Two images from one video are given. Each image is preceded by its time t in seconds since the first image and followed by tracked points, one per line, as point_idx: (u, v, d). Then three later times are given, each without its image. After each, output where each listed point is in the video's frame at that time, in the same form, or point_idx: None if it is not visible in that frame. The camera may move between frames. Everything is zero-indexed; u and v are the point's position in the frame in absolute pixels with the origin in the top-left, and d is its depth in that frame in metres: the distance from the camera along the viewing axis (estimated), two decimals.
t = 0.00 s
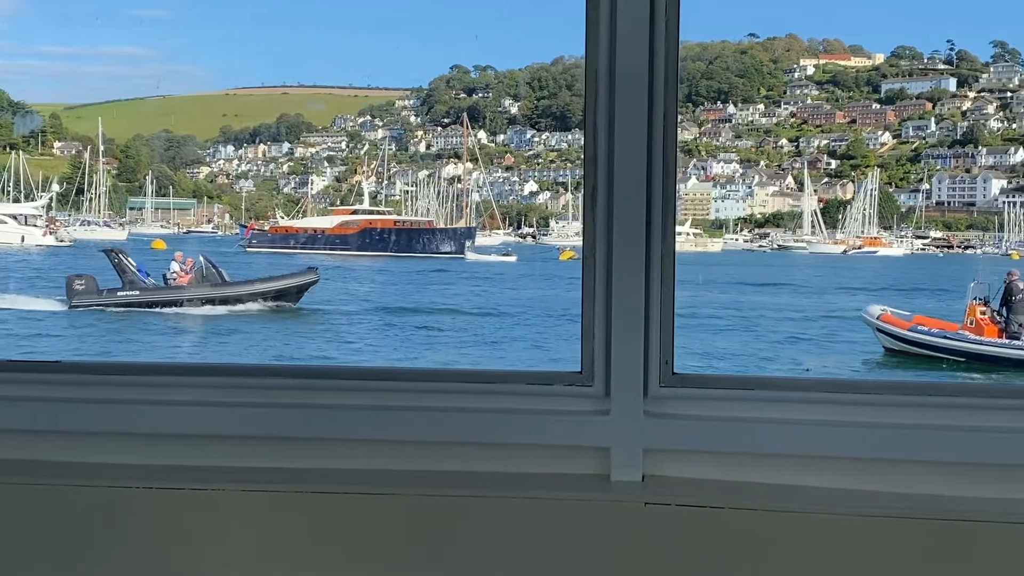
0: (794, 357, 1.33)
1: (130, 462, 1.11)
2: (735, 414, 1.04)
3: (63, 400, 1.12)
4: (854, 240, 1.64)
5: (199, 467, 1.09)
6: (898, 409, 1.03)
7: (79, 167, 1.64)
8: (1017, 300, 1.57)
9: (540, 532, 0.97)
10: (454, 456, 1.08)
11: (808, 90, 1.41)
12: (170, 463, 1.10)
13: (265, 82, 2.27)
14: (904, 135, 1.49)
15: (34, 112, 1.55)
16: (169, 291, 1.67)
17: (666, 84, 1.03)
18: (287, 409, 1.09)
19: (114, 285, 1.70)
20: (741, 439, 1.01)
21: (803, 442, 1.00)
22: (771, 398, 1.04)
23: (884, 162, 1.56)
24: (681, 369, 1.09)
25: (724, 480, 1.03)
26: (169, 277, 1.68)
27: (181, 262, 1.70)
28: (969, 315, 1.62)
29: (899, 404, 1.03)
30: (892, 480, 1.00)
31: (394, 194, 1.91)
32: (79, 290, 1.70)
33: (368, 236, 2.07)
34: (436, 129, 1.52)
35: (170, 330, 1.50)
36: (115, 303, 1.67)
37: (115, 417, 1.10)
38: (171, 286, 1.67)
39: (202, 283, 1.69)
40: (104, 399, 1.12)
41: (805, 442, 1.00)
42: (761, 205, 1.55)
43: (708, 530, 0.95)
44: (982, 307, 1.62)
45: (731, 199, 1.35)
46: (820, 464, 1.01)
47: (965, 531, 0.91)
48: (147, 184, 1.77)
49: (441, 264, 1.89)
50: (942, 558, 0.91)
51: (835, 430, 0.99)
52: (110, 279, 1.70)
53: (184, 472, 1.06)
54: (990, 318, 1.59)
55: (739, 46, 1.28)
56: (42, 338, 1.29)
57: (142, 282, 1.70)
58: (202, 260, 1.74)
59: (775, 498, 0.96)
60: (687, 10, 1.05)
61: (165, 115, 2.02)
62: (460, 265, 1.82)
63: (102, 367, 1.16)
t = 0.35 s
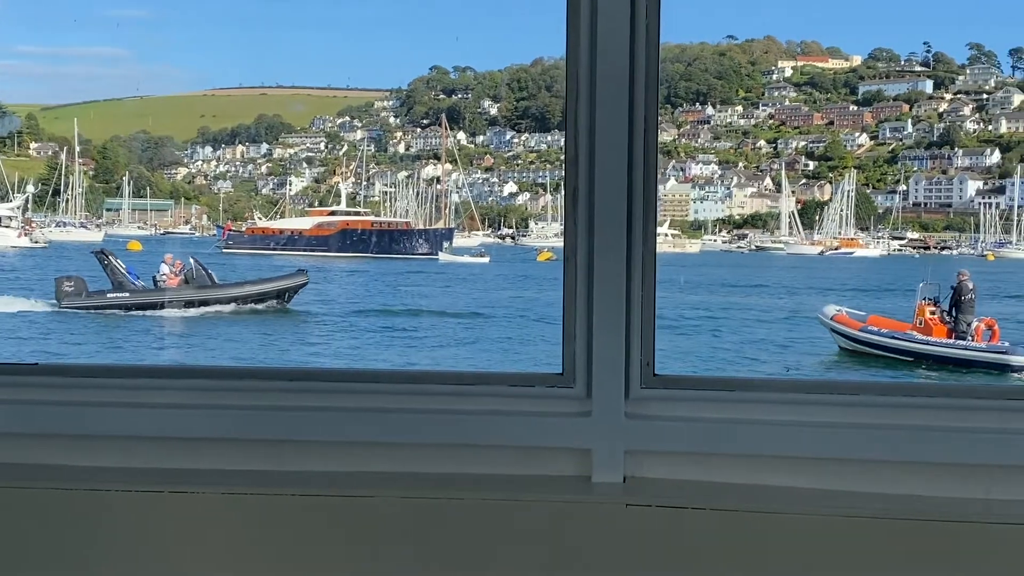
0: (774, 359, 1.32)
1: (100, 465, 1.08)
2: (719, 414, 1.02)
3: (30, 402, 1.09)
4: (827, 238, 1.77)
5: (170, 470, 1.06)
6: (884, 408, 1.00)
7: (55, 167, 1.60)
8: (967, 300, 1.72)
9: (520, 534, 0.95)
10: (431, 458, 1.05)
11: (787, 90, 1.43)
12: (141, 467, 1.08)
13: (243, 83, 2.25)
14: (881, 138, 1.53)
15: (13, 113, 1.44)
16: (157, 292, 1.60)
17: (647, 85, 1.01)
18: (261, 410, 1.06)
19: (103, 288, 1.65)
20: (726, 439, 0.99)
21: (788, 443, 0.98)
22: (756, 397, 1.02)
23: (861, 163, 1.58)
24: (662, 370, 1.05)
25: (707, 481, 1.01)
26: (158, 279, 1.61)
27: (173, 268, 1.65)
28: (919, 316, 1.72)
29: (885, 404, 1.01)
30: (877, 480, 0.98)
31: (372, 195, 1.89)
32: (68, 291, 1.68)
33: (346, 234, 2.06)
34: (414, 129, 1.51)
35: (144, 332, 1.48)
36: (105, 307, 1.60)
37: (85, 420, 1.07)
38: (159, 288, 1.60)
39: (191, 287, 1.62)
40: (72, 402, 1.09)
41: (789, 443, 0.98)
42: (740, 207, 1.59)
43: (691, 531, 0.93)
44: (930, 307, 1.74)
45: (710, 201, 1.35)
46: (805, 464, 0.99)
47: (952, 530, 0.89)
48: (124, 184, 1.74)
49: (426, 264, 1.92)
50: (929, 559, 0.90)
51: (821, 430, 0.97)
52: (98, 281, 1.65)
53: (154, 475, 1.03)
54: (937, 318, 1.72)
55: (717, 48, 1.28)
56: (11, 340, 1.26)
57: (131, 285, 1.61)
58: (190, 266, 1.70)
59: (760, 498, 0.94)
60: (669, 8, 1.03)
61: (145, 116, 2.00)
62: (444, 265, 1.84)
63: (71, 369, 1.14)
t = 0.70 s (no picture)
0: (753, 360, 1.33)
1: (78, 468, 1.08)
2: (698, 414, 1.02)
3: (6, 405, 1.08)
4: (809, 244, 1.80)
5: (149, 472, 1.06)
6: (863, 408, 1.01)
7: (32, 168, 1.65)
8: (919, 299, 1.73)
9: (501, 536, 0.95)
10: (412, 458, 1.05)
11: (764, 91, 1.44)
12: (120, 468, 1.07)
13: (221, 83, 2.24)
14: (859, 139, 1.54)
15: None
16: (149, 293, 1.68)
17: (626, 87, 1.01)
18: (239, 412, 1.05)
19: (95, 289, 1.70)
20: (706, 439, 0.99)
21: (769, 444, 0.98)
22: (736, 398, 1.02)
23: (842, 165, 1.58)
24: (642, 370, 1.06)
25: (686, 481, 1.01)
26: (148, 280, 1.70)
27: (159, 267, 1.75)
28: (873, 315, 1.76)
29: (865, 404, 1.01)
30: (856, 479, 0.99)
31: (352, 197, 1.88)
32: (54, 294, 1.67)
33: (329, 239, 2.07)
34: (394, 131, 1.50)
35: (123, 334, 1.47)
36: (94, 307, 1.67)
37: (61, 422, 1.06)
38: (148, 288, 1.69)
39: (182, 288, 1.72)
40: (50, 404, 1.08)
41: (770, 444, 0.98)
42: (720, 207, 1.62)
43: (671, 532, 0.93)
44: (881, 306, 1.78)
45: (689, 202, 1.35)
46: (783, 465, 1.00)
47: (930, 530, 0.90)
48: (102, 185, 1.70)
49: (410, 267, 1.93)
50: (905, 559, 0.90)
51: (801, 431, 0.97)
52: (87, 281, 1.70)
53: (132, 478, 1.02)
54: (891, 318, 1.75)
55: (697, 49, 1.28)
56: None
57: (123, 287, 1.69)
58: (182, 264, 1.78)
59: (740, 499, 0.95)
60: (649, 11, 1.03)
61: (123, 116, 1.86)
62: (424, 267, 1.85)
63: (48, 371, 1.13)
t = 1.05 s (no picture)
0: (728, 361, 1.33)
1: (53, 471, 1.06)
2: (678, 415, 1.02)
3: None
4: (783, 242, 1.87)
5: (125, 475, 1.05)
6: (841, 409, 1.01)
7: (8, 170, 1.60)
8: (866, 300, 1.89)
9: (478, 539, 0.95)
10: (391, 460, 1.05)
11: (741, 94, 1.45)
12: (95, 471, 1.06)
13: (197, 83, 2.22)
14: (836, 141, 1.58)
15: None
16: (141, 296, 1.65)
17: (605, 88, 1.01)
18: (217, 414, 1.05)
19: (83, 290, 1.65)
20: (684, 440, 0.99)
21: (748, 444, 0.98)
22: (713, 398, 1.02)
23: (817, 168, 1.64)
24: (622, 371, 1.06)
25: (666, 482, 1.01)
26: (137, 283, 1.66)
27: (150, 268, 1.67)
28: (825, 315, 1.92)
29: (843, 404, 1.01)
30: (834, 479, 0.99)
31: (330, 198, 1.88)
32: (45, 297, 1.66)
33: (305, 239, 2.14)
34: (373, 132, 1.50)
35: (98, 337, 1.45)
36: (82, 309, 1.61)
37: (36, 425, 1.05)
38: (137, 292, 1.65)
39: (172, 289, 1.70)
40: (25, 407, 1.07)
41: (749, 444, 0.98)
42: (697, 208, 1.66)
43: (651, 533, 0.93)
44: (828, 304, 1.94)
45: (666, 203, 1.36)
46: (762, 465, 1.00)
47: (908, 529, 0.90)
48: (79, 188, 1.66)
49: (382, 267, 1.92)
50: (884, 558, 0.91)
51: (780, 431, 0.98)
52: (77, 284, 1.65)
53: (108, 482, 1.01)
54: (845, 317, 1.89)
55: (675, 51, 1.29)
56: None
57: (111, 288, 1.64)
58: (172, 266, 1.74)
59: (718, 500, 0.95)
60: (627, 13, 1.03)
61: (101, 118, 1.78)
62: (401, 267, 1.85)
63: (21, 373, 1.11)
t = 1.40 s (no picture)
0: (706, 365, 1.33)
1: (26, 473, 1.05)
2: (657, 417, 1.02)
3: None
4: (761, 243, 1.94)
5: (100, 478, 1.04)
6: (821, 410, 1.01)
7: None
8: (822, 299, 1.89)
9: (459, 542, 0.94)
10: (370, 463, 1.04)
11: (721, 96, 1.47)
12: (70, 474, 1.05)
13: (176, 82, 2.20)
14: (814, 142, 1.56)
15: None
16: (128, 296, 1.62)
17: (584, 90, 1.01)
18: (193, 418, 1.04)
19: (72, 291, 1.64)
20: (666, 442, 0.99)
21: (727, 445, 0.98)
22: (693, 400, 1.02)
23: (795, 168, 1.66)
24: (601, 373, 1.06)
25: (645, 484, 1.01)
26: (126, 283, 1.64)
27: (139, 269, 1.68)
28: (780, 315, 1.91)
29: (822, 405, 1.01)
30: (814, 481, 0.99)
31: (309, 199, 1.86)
32: (33, 298, 1.61)
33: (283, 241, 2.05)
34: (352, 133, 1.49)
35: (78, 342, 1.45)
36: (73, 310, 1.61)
37: (9, 427, 1.04)
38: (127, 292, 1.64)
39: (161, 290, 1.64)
40: None
41: (728, 445, 0.98)
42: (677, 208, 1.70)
43: (631, 535, 0.93)
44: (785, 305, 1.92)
45: (646, 204, 1.36)
46: (740, 467, 1.00)
47: (885, 530, 0.90)
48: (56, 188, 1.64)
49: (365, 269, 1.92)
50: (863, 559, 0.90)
51: (761, 433, 0.97)
52: (66, 284, 1.64)
53: (83, 485, 1.00)
54: (799, 318, 1.88)
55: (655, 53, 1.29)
56: None
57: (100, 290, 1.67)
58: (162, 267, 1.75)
59: (700, 501, 0.94)
60: (606, 16, 1.03)
61: (79, 118, 1.71)
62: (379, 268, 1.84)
63: None
